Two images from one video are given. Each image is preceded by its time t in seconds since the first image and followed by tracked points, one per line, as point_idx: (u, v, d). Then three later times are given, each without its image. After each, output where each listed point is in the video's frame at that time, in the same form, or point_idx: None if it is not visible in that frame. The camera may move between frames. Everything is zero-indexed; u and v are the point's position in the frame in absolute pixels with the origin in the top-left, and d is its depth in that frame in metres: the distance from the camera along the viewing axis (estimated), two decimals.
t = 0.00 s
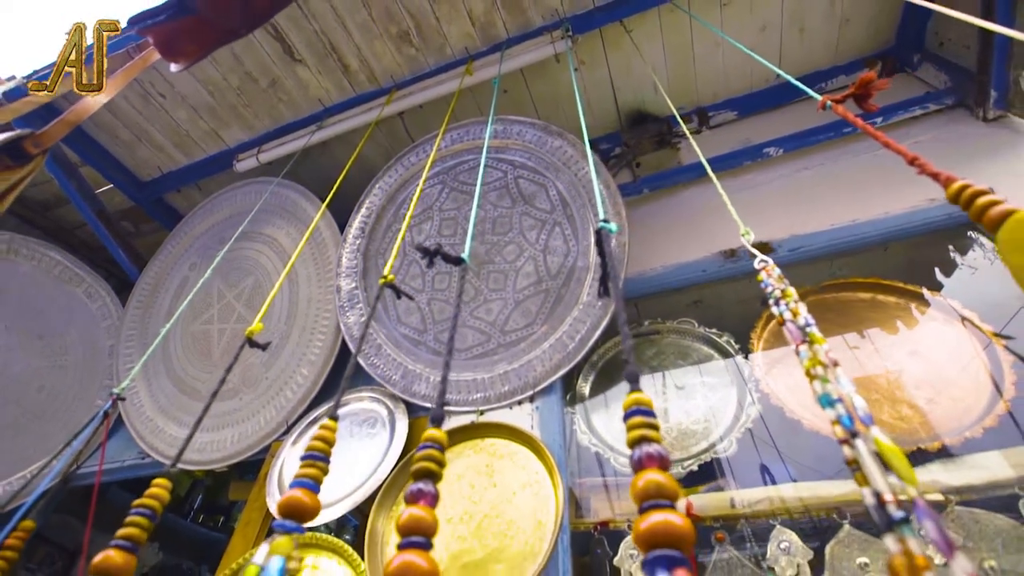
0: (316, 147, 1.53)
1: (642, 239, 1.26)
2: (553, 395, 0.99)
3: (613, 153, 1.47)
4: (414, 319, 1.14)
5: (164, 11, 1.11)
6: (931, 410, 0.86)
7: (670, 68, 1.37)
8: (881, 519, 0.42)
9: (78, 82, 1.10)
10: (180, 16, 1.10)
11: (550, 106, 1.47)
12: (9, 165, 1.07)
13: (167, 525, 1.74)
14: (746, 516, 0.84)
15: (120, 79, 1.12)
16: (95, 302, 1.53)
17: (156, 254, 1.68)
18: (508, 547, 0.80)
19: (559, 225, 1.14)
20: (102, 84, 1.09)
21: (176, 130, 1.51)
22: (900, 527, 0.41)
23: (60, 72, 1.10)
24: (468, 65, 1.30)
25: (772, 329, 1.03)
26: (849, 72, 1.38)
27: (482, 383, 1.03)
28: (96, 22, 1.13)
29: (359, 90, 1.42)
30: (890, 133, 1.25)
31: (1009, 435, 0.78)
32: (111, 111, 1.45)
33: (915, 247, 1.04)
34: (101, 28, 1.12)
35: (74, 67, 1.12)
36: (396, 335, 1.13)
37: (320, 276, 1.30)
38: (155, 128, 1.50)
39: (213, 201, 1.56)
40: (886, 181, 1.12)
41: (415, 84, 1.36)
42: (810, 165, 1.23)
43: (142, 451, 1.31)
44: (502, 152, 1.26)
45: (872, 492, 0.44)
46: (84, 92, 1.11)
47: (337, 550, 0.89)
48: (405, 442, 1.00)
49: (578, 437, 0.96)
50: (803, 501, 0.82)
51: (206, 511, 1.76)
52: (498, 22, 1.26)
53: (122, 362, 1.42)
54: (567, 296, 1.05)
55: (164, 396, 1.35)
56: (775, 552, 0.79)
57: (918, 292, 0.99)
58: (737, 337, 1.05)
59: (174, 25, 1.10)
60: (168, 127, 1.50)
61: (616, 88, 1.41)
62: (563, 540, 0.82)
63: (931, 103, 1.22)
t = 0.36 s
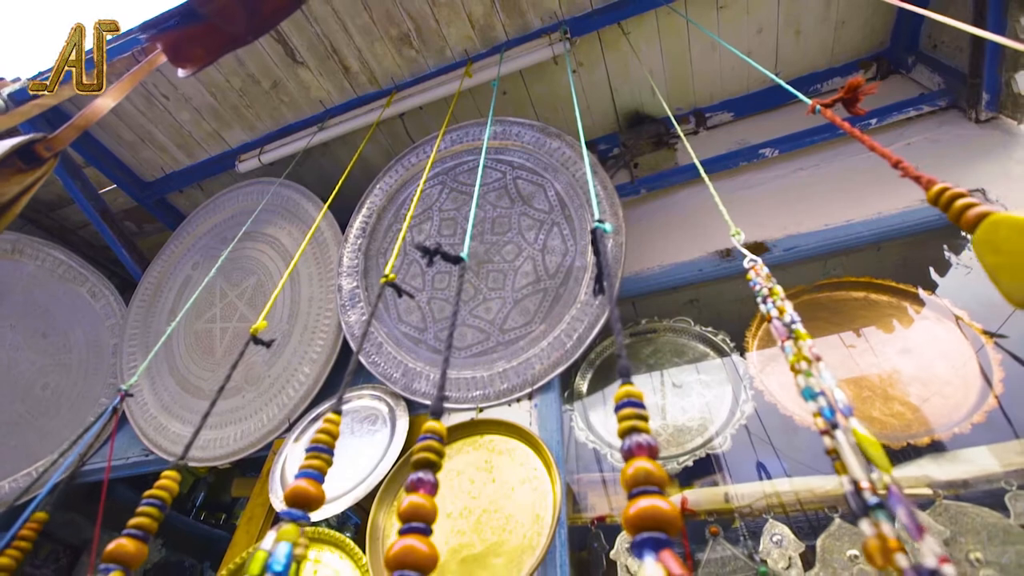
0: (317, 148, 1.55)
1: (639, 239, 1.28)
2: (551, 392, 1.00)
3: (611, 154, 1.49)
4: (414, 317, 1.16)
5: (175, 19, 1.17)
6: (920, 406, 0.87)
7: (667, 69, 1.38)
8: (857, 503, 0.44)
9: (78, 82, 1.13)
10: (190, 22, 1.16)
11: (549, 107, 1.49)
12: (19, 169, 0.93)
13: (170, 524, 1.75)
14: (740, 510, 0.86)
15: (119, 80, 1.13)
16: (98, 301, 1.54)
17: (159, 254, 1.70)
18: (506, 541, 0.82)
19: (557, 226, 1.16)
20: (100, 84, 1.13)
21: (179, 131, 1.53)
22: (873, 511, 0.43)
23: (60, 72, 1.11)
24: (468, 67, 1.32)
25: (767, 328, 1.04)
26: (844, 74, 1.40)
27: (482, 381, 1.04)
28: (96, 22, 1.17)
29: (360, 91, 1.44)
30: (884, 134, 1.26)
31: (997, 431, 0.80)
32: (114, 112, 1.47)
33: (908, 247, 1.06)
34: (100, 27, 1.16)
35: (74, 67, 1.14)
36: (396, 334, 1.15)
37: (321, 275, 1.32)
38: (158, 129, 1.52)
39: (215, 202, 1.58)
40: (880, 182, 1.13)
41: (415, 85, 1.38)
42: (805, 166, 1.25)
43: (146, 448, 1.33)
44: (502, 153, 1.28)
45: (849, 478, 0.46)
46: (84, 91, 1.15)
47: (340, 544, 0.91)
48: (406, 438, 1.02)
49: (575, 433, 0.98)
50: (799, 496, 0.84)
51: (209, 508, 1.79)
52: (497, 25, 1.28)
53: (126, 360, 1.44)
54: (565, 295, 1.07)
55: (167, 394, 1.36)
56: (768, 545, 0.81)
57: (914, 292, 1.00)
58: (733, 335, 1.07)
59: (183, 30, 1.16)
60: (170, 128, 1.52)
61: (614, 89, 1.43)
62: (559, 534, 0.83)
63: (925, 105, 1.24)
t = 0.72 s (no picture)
0: (319, 148, 1.56)
1: (637, 239, 1.29)
2: (549, 389, 1.02)
3: (609, 154, 1.50)
4: (414, 316, 1.18)
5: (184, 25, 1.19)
6: (912, 403, 0.89)
7: (665, 70, 1.40)
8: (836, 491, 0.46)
9: (78, 81, 1.14)
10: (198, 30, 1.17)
11: (548, 108, 1.50)
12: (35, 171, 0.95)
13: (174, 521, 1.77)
14: (735, 504, 0.88)
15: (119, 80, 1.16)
16: (103, 300, 1.56)
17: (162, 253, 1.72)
18: (506, 534, 0.84)
19: (556, 226, 1.17)
20: (100, 83, 1.13)
21: (182, 131, 1.55)
22: (852, 498, 0.45)
23: (60, 72, 1.12)
24: (468, 68, 1.33)
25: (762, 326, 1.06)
26: (840, 75, 1.42)
27: (481, 377, 1.06)
28: (95, 22, 1.16)
29: (361, 92, 1.45)
30: (879, 135, 1.28)
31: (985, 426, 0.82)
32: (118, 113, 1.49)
33: (902, 246, 1.07)
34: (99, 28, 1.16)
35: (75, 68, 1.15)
36: (397, 332, 1.17)
37: (323, 274, 1.34)
38: (161, 130, 1.53)
39: (218, 201, 1.60)
40: (874, 182, 1.15)
41: (416, 87, 1.39)
42: (801, 166, 1.26)
43: (151, 445, 1.35)
44: (501, 153, 1.29)
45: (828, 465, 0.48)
46: (83, 91, 1.15)
47: (342, 538, 0.93)
48: (407, 434, 1.04)
49: (574, 430, 0.99)
50: (793, 487, 0.86)
51: (212, 505, 1.81)
52: (497, 26, 1.29)
53: (130, 358, 1.46)
54: (563, 294, 1.08)
55: (171, 391, 1.38)
56: (762, 537, 0.83)
57: (910, 292, 1.02)
58: (729, 333, 1.08)
59: (190, 38, 1.18)
60: (173, 128, 1.53)
61: (613, 90, 1.44)
62: (558, 527, 0.84)
63: (919, 106, 1.25)
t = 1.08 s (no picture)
0: (320, 148, 1.58)
1: (634, 237, 1.30)
2: (548, 385, 1.03)
3: (608, 153, 1.52)
4: (415, 313, 1.20)
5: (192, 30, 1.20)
6: (902, 399, 0.91)
7: (663, 71, 1.41)
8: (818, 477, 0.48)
9: (78, 80, 1.14)
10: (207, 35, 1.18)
11: (547, 108, 1.52)
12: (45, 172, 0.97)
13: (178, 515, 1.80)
14: (728, 496, 0.91)
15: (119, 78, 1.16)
16: (107, 298, 1.58)
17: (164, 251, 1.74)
18: (505, 527, 0.86)
19: (555, 224, 1.19)
20: (100, 83, 1.13)
21: (184, 130, 1.56)
22: (832, 483, 0.46)
23: (60, 71, 1.13)
24: (468, 68, 1.35)
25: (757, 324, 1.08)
26: (836, 75, 1.43)
27: (481, 374, 1.08)
28: (96, 23, 1.18)
29: (361, 92, 1.47)
30: (874, 135, 1.30)
31: (974, 421, 0.83)
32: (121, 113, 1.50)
33: (896, 245, 1.09)
34: (100, 28, 1.18)
35: (75, 67, 1.16)
36: (398, 330, 1.18)
37: (325, 272, 1.35)
38: (163, 129, 1.55)
39: (220, 200, 1.61)
40: (869, 181, 1.16)
41: (416, 87, 1.41)
42: (798, 165, 1.27)
43: (154, 440, 1.36)
44: (500, 152, 1.31)
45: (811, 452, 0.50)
46: (84, 91, 1.14)
47: (344, 530, 0.95)
48: (408, 429, 1.06)
49: (572, 425, 1.01)
50: (786, 480, 0.89)
51: (214, 501, 1.79)
52: (496, 27, 1.31)
53: (133, 355, 1.47)
54: (562, 292, 1.10)
55: (174, 388, 1.40)
56: (755, 530, 0.85)
57: (905, 290, 1.03)
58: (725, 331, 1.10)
59: (200, 43, 1.19)
60: (175, 127, 1.55)
61: (611, 90, 1.46)
62: (555, 520, 0.86)
63: (914, 107, 1.27)
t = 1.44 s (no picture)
0: (321, 145, 1.59)
1: (631, 233, 1.31)
2: (546, 379, 1.05)
3: (606, 151, 1.53)
4: (415, 309, 1.21)
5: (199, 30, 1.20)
6: (892, 391, 0.94)
7: (661, 69, 1.43)
8: (799, 459, 0.51)
9: (78, 82, 1.16)
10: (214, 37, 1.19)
11: (545, 105, 1.53)
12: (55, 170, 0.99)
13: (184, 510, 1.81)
14: (723, 487, 0.93)
15: (118, 78, 1.17)
16: (111, 294, 1.60)
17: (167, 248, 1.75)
18: (504, 517, 0.87)
19: (553, 221, 1.21)
20: (100, 84, 1.15)
21: (185, 128, 1.57)
22: (812, 467, 0.50)
23: (61, 72, 1.15)
24: (467, 67, 1.36)
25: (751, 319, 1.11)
26: (832, 74, 1.45)
27: (481, 368, 1.09)
28: (95, 23, 1.20)
29: (361, 91, 1.48)
30: (869, 134, 1.31)
31: (961, 413, 0.86)
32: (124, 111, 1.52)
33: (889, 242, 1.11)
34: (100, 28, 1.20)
35: (75, 67, 1.19)
36: (399, 325, 1.20)
37: (327, 268, 1.37)
38: (165, 126, 1.56)
39: (222, 197, 1.63)
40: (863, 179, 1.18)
41: (416, 85, 1.42)
42: (793, 163, 1.28)
43: (158, 434, 1.38)
44: (499, 150, 1.33)
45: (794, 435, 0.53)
46: (84, 91, 1.17)
47: (346, 520, 0.97)
48: (408, 422, 1.07)
49: (569, 418, 1.03)
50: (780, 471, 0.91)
51: (216, 495, 1.83)
52: (495, 26, 1.32)
53: (137, 350, 1.49)
54: (560, 288, 1.12)
55: (178, 382, 1.42)
56: (747, 519, 0.88)
57: (899, 286, 1.04)
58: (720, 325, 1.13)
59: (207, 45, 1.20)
60: (177, 125, 1.56)
61: (609, 89, 1.47)
62: (552, 510, 0.87)
63: (908, 105, 1.28)
